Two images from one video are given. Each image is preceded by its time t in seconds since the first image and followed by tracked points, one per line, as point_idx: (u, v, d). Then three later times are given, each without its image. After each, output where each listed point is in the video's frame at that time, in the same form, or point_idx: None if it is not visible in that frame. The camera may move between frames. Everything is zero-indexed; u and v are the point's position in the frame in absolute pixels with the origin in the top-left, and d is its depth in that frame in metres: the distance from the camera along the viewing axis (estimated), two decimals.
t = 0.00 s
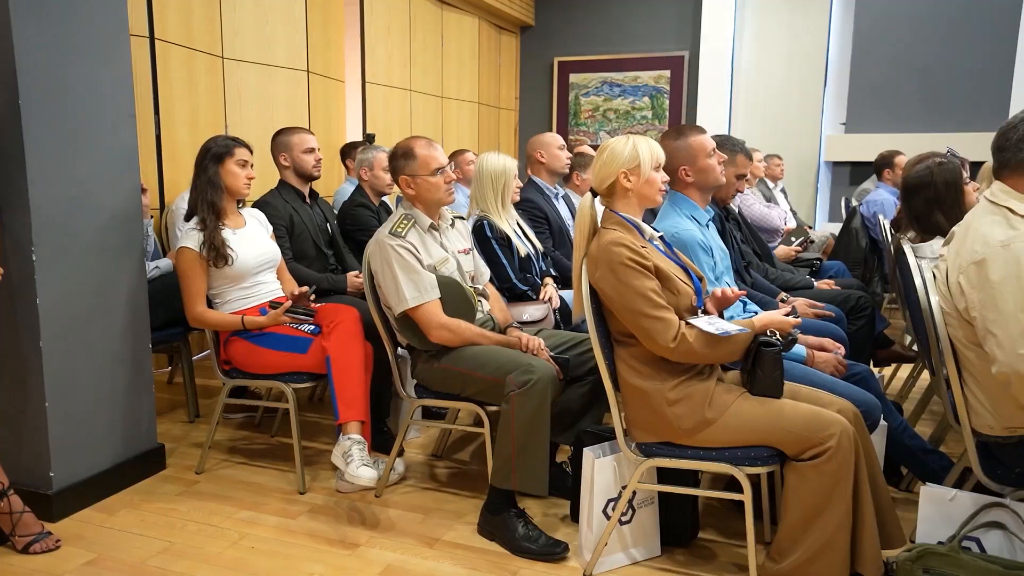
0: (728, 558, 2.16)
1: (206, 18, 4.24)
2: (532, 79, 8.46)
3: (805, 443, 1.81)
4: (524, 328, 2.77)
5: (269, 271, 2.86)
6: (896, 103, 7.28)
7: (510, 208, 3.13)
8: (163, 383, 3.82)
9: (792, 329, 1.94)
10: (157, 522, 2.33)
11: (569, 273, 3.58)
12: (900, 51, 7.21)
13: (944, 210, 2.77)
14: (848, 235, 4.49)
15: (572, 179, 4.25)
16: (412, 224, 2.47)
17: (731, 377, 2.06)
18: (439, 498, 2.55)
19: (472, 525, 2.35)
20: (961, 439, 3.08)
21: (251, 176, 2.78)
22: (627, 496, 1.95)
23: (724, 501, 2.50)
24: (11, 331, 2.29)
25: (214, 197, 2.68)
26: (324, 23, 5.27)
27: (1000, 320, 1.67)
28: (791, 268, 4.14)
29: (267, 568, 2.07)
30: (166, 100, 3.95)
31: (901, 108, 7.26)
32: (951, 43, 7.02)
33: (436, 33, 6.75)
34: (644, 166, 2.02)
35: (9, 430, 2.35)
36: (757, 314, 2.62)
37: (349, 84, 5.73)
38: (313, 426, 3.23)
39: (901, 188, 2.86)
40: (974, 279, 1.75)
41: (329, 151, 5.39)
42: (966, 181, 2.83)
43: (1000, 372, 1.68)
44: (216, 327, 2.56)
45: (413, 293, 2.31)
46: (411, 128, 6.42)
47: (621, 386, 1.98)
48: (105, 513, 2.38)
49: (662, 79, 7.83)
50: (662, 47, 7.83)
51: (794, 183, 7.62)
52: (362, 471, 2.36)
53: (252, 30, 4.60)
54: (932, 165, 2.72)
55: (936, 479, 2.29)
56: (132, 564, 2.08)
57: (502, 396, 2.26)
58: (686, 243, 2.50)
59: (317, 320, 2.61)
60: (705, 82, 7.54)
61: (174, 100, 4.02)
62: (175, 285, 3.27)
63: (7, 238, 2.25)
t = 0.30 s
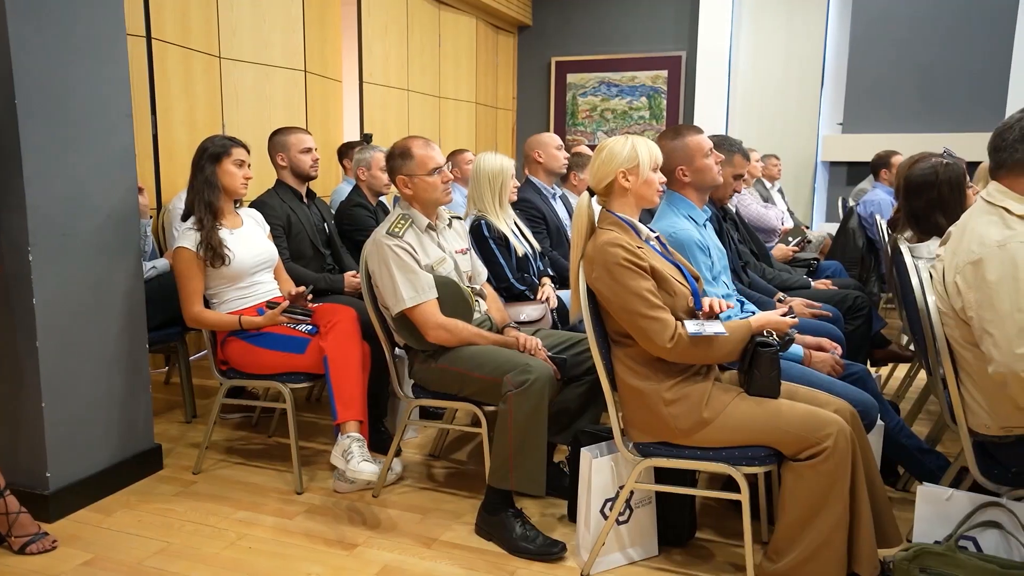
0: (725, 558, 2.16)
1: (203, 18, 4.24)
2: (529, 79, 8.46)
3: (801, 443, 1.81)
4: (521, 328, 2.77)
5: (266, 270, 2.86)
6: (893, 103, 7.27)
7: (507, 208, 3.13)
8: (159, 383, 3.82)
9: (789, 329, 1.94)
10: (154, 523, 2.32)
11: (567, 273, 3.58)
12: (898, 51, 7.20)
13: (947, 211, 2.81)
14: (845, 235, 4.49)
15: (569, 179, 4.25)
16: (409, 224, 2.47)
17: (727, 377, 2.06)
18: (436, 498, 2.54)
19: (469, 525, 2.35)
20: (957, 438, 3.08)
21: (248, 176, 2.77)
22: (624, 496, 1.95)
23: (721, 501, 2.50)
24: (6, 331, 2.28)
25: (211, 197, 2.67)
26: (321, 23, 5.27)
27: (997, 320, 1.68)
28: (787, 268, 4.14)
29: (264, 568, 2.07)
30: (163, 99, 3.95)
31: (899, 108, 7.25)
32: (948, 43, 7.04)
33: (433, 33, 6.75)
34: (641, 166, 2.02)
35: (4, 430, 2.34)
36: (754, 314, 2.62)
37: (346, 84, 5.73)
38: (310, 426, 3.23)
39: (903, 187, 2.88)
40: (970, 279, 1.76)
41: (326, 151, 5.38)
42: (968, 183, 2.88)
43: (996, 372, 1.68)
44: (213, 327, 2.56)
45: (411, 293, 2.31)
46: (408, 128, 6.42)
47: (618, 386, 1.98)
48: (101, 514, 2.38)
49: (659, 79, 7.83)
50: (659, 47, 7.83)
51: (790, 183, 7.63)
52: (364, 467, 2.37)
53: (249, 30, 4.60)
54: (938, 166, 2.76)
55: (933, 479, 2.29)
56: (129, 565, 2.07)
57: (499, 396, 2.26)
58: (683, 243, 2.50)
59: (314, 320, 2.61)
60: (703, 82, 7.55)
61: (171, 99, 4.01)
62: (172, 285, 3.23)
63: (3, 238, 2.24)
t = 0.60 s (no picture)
0: (722, 557, 2.16)
1: (200, 18, 4.23)
2: (526, 79, 8.46)
3: (799, 443, 1.81)
4: (518, 328, 2.77)
5: (263, 271, 2.86)
6: (890, 103, 7.29)
7: (504, 208, 3.13)
8: (156, 384, 3.81)
9: (786, 329, 1.95)
10: (151, 523, 2.32)
11: (564, 273, 3.58)
12: (894, 51, 7.22)
13: (943, 214, 2.82)
14: (842, 234, 4.49)
15: (567, 179, 4.25)
16: (407, 224, 2.47)
17: (725, 377, 2.06)
18: (434, 498, 2.55)
19: (466, 525, 2.35)
20: (954, 438, 3.09)
21: (246, 176, 2.77)
22: (622, 496, 1.95)
23: (718, 501, 2.51)
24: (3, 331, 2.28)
25: (208, 197, 2.67)
26: (318, 23, 5.26)
27: (993, 320, 1.68)
28: (785, 268, 4.14)
29: (261, 568, 2.07)
30: (160, 99, 3.94)
31: (895, 109, 7.27)
32: (945, 43, 7.06)
33: (430, 32, 6.74)
34: (639, 166, 2.02)
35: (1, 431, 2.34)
36: (751, 314, 2.62)
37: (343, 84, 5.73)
38: (307, 427, 3.23)
39: (906, 183, 2.88)
40: (967, 279, 1.76)
41: (323, 151, 5.38)
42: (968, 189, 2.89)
43: (992, 371, 1.68)
44: (210, 327, 2.55)
45: (408, 294, 2.31)
46: (405, 127, 6.42)
47: (615, 386, 1.98)
48: (98, 515, 2.38)
49: (656, 79, 7.84)
50: (656, 48, 7.84)
51: (787, 184, 7.63)
52: (357, 470, 2.41)
53: (246, 30, 4.59)
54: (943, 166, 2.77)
55: (930, 479, 2.29)
56: (126, 566, 2.07)
57: (496, 396, 2.26)
58: (680, 243, 2.50)
59: (311, 320, 2.61)
60: (700, 82, 7.55)
61: (168, 99, 4.01)
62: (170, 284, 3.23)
63: None
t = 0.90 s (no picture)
0: (719, 557, 2.16)
1: (197, 18, 4.23)
2: (524, 80, 8.47)
3: (797, 444, 1.81)
4: (516, 328, 2.79)
5: (261, 270, 2.86)
6: (887, 104, 7.31)
7: (502, 208, 3.13)
8: (153, 384, 3.80)
9: (783, 329, 1.95)
10: (148, 524, 2.32)
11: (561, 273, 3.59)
12: (891, 52, 7.24)
13: (938, 214, 2.83)
14: (839, 235, 4.49)
15: (564, 179, 4.26)
16: (404, 225, 2.47)
17: (722, 377, 2.07)
18: (431, 498, 2.55)
19: (463, 525, 2.35)
20: (950, 438, 3.10)
21: (243, 176, 2.77)
22: (619, 496, 1.95)
23: (715, 501, 2.51)
24: None
25: (205, 197, 2.66)
26: (315, 23, 5.26)
27: (989, 320, 1.68)
28: (781, 268, 4.15)
29: (259, 569, 2.07)
30: (157, 99, 3.94)
31: (892, 109, 7.29)
32: (942, 44, 7.07)
33: (428, 32, 6.74)
34: (637, 166, 2.02)
35: None
36: (749, 315, 2.63)
37: (340, 85, 5.73)
38: (304, 427, 3.23)
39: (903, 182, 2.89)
40: (963, 279, 1.77)
41: (321, 151, 5.38)
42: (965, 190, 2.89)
43: (989, 371, 1.68)
44: (207, 328, 2.54)
45: (406, 294, 2.31)
46: (402, 127, 6.41)
47: (613, 386, 1.98)
48: (95, 516, 2.37)
49: (653, 79, 7.84)
50: (654, 48, 7.85)
51: (784, 184, 7.64)
52: (360, 459, 2.38)
53: (243, 30, 4.59)
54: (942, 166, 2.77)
55: (927, 479, 2.29)
56: (123, 566, 2.07)
57: (494, 396, 2.26)
58: (677, 244, 2.51)
59: (309, 320, 2.61)
60: (697, 82, 7.56)
61: (165, 99, 4.00)
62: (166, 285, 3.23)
63: None
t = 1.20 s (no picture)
0: (717, 557, 2.16)
1: (194, 17, 4.22)
2: (521, 80, 8.47)
3: (795, 443, 1.81)
4: (513, 328, 2.78)
5: (258, 270, 2.85)
6: (884, 104, 7.32)
7: (499, 208, 3.13)
8: (150, 384, 3.80)
9: (781, 329, 1.95)
10: (145, 525, 2.31)
11: (559, 273, 3.59)
12: (888, 52, 7.26)
13: (936, 212, 2.84)
14: (836, 235, 4.50)
15: (562, 179, 4.26)
16: (402, 224, 2.47)
17: (719, 377, 2.07)
18: (429, 498, 2.55)
19: (461, 525, 2.35)
20: (947, 437, 3.10)
21: (240, 177, 2.76)
22: (617, 496, 1.95)
23: (712, 500, 2.51)
24: None
25: (202, 197, 2.66)
26: (312, 23, 5.25)
27: (985, 320, 1.69)
28: (779, 268, 4.15)
29: (256, 569, 2.06)
30: (153, 99, 3.93)
31: (889, 109, 7.30)
32: (938, 45, 7.09)
33: (425, 32, 6.74)
34: (634, 166, 2.02)
35: None
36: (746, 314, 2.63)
37: (338, 85, 5.73)
38: (302, 427, 3.22)
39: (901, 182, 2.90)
40: (960, 279, 1.77)
41: (318, 151, 5.37)
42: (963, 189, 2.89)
43: (986, 371, 1.69)
44: (204, 328, 2.54)
45: (403, 294, 2.31)
46: (400, 127, 6.41)
47: (611, 386, 1.98)
48: (92, 516, 2.37)
49: (651, 79, 7.85)
50: (651, 48, 7.86)
51: (782, 184, 7.65)
52: (355, 457, 2.35)
53: (240, 30, 4.58)
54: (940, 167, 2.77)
55: (923, 478, 2.30)
56: (120, 567, 2.06)
57: (491, 396, 2.26)
58: (674, 243, 2.51)
59: (306, 320, 2.60)
60: (694, 82, 7.56)
61: (162, 99, 3.99)
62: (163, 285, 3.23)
63: None
